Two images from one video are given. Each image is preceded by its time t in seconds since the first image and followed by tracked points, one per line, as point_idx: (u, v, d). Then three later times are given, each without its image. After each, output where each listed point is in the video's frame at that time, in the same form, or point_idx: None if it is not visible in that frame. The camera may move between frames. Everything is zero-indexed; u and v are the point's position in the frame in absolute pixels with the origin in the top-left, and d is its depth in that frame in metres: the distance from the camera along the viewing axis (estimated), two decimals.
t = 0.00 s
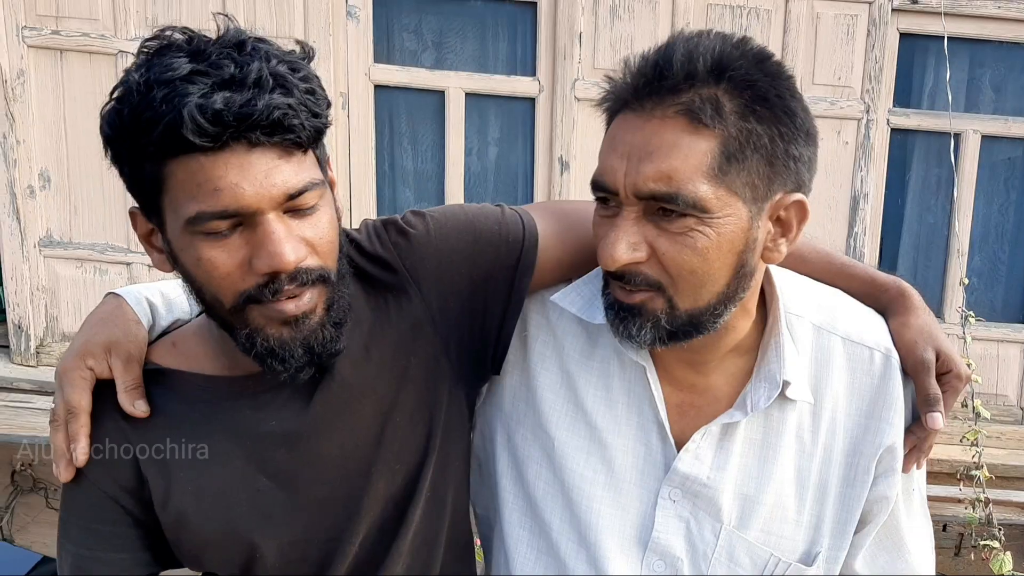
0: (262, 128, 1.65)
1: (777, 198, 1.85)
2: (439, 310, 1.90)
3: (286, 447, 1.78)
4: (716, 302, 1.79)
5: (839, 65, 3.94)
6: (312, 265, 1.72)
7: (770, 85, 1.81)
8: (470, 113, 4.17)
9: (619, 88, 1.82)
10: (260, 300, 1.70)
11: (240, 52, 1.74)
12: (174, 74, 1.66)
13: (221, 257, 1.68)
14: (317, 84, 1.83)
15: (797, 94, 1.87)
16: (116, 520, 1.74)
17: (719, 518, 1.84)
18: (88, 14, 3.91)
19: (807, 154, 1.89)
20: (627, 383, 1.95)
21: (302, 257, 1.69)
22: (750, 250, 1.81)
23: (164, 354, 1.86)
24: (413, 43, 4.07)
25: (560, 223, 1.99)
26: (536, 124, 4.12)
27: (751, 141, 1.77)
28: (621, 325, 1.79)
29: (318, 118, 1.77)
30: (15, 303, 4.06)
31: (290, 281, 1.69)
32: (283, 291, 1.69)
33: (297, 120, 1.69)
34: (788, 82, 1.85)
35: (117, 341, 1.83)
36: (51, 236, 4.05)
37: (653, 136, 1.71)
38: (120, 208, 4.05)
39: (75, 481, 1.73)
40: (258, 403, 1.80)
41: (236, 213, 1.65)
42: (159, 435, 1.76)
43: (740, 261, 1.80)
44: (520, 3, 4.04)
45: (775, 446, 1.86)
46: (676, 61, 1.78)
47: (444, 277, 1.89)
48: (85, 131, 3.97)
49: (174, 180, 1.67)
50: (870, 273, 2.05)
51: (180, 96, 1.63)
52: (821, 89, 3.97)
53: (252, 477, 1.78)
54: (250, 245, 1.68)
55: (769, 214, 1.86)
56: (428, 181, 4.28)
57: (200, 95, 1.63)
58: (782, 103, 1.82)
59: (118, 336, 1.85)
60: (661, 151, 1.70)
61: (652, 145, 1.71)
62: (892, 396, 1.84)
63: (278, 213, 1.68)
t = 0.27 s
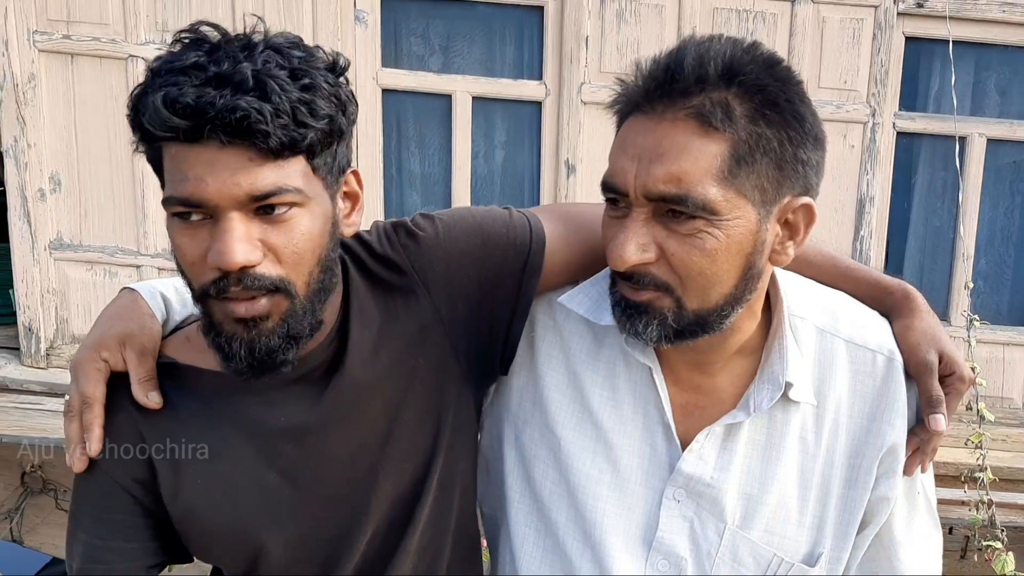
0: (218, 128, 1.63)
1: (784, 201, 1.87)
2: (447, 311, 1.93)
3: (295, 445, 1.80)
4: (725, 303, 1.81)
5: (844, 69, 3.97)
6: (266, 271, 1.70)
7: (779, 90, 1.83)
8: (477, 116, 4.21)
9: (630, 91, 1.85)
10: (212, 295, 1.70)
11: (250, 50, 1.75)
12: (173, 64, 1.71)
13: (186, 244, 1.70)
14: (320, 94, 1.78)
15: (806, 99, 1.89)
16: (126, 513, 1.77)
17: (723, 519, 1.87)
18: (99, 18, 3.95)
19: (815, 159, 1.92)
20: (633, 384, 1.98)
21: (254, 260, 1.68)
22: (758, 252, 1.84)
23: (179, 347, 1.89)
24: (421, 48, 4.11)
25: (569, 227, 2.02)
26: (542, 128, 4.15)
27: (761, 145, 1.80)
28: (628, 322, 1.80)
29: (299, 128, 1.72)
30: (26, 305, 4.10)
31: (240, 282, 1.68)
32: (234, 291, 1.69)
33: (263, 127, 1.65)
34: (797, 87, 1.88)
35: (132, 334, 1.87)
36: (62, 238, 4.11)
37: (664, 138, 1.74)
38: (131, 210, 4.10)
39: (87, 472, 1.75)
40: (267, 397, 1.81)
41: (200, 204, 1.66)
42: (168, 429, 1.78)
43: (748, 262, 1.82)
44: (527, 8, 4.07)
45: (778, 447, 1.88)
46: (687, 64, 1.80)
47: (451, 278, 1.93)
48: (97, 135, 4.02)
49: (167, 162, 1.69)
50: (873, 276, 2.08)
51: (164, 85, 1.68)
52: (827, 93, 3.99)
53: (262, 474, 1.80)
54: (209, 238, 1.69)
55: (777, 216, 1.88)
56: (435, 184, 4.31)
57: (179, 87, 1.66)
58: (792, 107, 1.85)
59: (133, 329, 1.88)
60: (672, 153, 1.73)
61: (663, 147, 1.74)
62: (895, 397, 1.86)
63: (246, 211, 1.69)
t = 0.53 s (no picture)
0: (250, 115, 1.71)
1: (803, 202, 1.88)
2: (468, 309, 1.96)
3: (320, 444, 1.83)
4: (743, 303, 1.82)
5: (871, 71, 3.96)
6: (283, 259, 1.75)
7: (797, 90, 1.84)
8: (502, 120, 4.24)
9: (648, 92, 1.86)
10: (232, 279, 1.76)
11: (294, 48, 1.83)
12: (221, 54, 1.80)
13: (211, 228, 1.77)
14: (354, 94, 1.83)
15: (825, 100, 1.89)
16: (151, 504, 1.79)
17: (743, 519, 1.88)
18: (130, 25, 4.04)
19: (834, 159, 1.91)
20: (653, 385, 1.99)
21: (271, 247, 1.73)
22: (777, 251, 1.85)
23: (212, 345, 1.93)
24: (446, 53, 4.16)
25: (589, 229, 2.05)
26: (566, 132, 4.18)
27: (778, 145, 1.80)
28: (647, 321, 1.82)
29: (328, 124, 1.77)
30: (58, 308, 4.22)
31: (256, 267, 1.74)
32: (250, 274, 1.74)
33: (292, 118, 1.72)
34: (816, 88, 1.88)
35: (167, 329, 1.93)
36: (93, 243, 4.20)
37: (681, 139, 1.76)
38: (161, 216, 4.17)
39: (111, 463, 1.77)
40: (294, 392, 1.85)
41: (228, 190, 1.73)
42: (197, 422, 1.82)
43: (766, 262, 1.83)
44: (551, 12, 4.10)
45: (799, 448, 1.89)
46: (705, 65, 1.82)
47: (472, 276, 1.96)
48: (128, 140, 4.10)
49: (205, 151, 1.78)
50: (893, 277, 2.09)
51: (209, 71, 1.78)
52: (853, 96, 3.98)
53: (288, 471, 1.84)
54: (232, 223, 1.75)
55: (796, 216, 1.88)
56: (459, 188, 4.34)
57: (222, 75, 1.75)
58: (810, 108, 1.85)
59: (168, 326, 1.93)
60: (690, 153, 1.75)
61: (680, 148, 1.75)
62: (917, 397, 1.86)
63: (271, 202, 1.75)
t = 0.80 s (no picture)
0: (301, 103, 1.77)
1: (834, 200, 1.88)
2: (500, 306, 2.00)
3: (352, 436, 1.87)
4: (774, 300, 1.82)
5: (912, 74, 3.94)
6: (327, 252, 1.79)
7: (826, 88, 1.85)
8: (541, 124, 4.29)
9: (678, 92, 1.88)
10: (276, 272, 1.80)
11: (341, 46, 1.90)
12: (273, 51, 1.88)
13: (257, 220, 1.80)
14: (399, 90, 1.90)
15: (854, 98, 1.90)
16: (189, 495, 1.82)
17: (774, 519, 1.88)
18: (176, 35, 4.37)
19: (864, 157, 1.91)
20: (684, 386, 2.00)
21: (317, 238, 1.77)
22: (807, 249, 1.85)
23: (249, 332, 2.00)
24: (485, 58, 4.23)
25: (621, 230, 2.08)
26: (604, 136, 4.20)
27: (808, 143, 1.81)
28: (677, 319, 1.83)
29: (375, 116, 1.83)
30: (107, 310, 4.67)
31: (300, 258, 1.77)
32: (293, 266, 1.78)
33: (341, 108, 1.78)
34: (845, 87, 1.89)
35: (208, 309, 2.01)
36: (141, 246, 4.62)
37: (711, 137, 1.78)
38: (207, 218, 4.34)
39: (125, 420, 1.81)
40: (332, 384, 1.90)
41: (275, 181, 1.78)
42: (227, 406, 1.86)
43: (797, 259, 1.84)
44: (589, 16, 4.12)
45: (830, 449, 1.89)
46: (735, 64, 1.83)
47: (504, 273, 2.01)
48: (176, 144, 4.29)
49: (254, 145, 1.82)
50: (928, 279, 2.09)
51: (261, 66, 1.85)
52: (893, 98, 3.97)
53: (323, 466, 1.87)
54: (277, 216, 1.79)
55: (826, 215, 1.88)
56: (497, 192, 4.39)
57: (274, 68, 1.83)
58: (839, 106, 1.86)
59: (210, 309, 2.02)
60: (720, 150, 1.77)
61: (710, 145, 1.77)
62: (950, 398, 1.86)
63: (316, 196, 1.79)
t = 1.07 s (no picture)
0: (381, 108, 1.82)
1: (851, 196, 1.88)
2: (517, 302, 2.03)
3: (375, 431, 1.91)
4: (792, 298, 1.83)
5: (944, 74, 3.91)
6: (410, 251, 1.84)
7: (842, 86, 1.85)
8: (569, 126, 4.32)
9: (694, 91, 1.89)
10: (359, 277, 1.84)
11: (373, 50, 1.94)
12: (312, 61, 1.89)
13: (328, 231, 1.83)
14: (437, 86, 1.97)
15: (871, 95, 1.90)
16: (218, 490, 1.88)
17: (794, 517, 1.88)
18: (210, 39, 4.45)
19: (881, 154, 1.91)
20: (703, 384, 2.01)
21: (400, 238, 1.82)
22: (825, 245, 1.85)
23: (277, 331, 2.04)
24: (513, 60, 4.27)
25: (639, 229, 2.10)
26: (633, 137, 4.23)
27: (824, 140, 1.81)
28: (695, 318, 1.84)
29: (432, 113, 1.91)
30: (142, 311, 4.79)
31: (388, 260, 1.82)
32: (381, 269, 1.83)
33: (412, 108, 1.85)
34: (862, 84, 1.89)
35: (237, 308, 2.06)
36: (175, 247, 4.72)
37: (727, 135, 1.79)
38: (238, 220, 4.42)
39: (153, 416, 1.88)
40: (356, 381, 1.94)
41: (349, 190, 1.81)
42: (253, 400, 1.92)
43: (815, 256, 1.84)
44: (618, 17, 4.13)
45: (850, 448, 1.89)
46: (750, 63, 1.84)
47: (521, 270, 2.03)
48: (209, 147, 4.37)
49: (299, 155, 1.86)
50: (949, 276, 2.08)
51: (313, 77, 1.85)
52: (924, 99, 3.95)
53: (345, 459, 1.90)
54: (355, 223, 1.83)
55: (843, 211, 1.88)
56: (525, 193, 4.42)
57: (330, 77, 1.84)
58: (855, 103, 1.86)
59: (239, 307, 2.08)
60: (736, 149, 1.78)
61: (726, 144, 1.78)
62: (971, 396, 1.85)
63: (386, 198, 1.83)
